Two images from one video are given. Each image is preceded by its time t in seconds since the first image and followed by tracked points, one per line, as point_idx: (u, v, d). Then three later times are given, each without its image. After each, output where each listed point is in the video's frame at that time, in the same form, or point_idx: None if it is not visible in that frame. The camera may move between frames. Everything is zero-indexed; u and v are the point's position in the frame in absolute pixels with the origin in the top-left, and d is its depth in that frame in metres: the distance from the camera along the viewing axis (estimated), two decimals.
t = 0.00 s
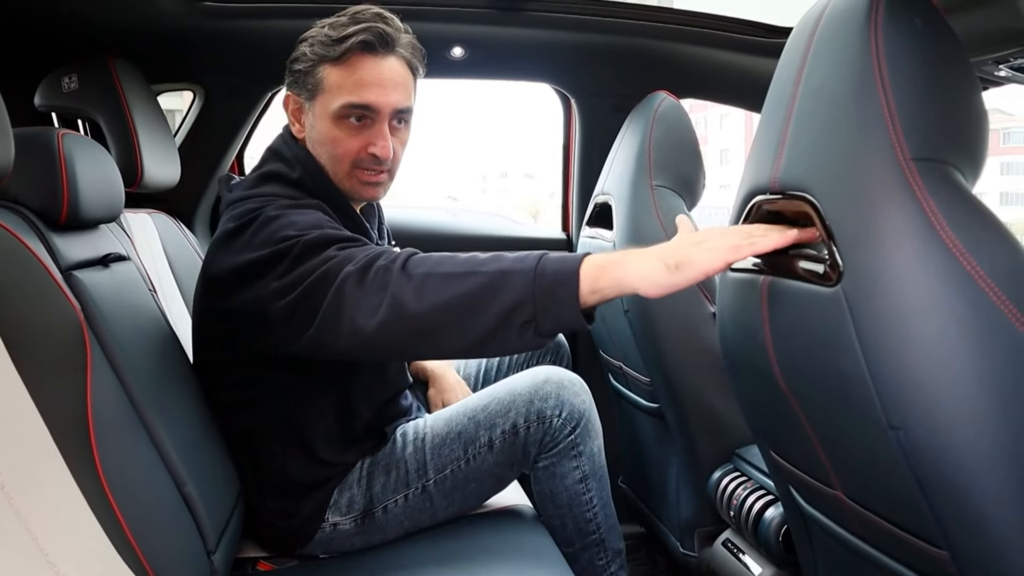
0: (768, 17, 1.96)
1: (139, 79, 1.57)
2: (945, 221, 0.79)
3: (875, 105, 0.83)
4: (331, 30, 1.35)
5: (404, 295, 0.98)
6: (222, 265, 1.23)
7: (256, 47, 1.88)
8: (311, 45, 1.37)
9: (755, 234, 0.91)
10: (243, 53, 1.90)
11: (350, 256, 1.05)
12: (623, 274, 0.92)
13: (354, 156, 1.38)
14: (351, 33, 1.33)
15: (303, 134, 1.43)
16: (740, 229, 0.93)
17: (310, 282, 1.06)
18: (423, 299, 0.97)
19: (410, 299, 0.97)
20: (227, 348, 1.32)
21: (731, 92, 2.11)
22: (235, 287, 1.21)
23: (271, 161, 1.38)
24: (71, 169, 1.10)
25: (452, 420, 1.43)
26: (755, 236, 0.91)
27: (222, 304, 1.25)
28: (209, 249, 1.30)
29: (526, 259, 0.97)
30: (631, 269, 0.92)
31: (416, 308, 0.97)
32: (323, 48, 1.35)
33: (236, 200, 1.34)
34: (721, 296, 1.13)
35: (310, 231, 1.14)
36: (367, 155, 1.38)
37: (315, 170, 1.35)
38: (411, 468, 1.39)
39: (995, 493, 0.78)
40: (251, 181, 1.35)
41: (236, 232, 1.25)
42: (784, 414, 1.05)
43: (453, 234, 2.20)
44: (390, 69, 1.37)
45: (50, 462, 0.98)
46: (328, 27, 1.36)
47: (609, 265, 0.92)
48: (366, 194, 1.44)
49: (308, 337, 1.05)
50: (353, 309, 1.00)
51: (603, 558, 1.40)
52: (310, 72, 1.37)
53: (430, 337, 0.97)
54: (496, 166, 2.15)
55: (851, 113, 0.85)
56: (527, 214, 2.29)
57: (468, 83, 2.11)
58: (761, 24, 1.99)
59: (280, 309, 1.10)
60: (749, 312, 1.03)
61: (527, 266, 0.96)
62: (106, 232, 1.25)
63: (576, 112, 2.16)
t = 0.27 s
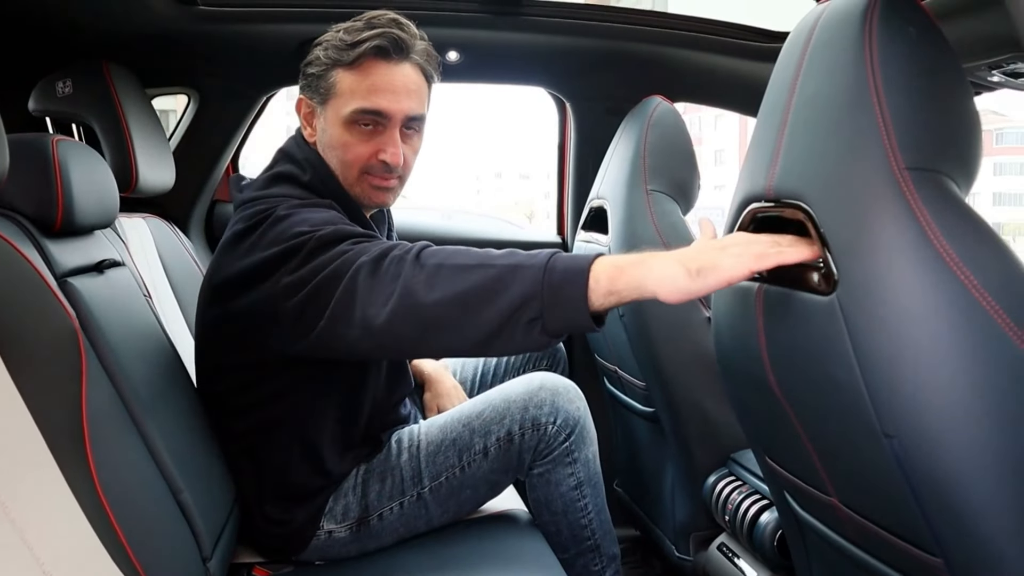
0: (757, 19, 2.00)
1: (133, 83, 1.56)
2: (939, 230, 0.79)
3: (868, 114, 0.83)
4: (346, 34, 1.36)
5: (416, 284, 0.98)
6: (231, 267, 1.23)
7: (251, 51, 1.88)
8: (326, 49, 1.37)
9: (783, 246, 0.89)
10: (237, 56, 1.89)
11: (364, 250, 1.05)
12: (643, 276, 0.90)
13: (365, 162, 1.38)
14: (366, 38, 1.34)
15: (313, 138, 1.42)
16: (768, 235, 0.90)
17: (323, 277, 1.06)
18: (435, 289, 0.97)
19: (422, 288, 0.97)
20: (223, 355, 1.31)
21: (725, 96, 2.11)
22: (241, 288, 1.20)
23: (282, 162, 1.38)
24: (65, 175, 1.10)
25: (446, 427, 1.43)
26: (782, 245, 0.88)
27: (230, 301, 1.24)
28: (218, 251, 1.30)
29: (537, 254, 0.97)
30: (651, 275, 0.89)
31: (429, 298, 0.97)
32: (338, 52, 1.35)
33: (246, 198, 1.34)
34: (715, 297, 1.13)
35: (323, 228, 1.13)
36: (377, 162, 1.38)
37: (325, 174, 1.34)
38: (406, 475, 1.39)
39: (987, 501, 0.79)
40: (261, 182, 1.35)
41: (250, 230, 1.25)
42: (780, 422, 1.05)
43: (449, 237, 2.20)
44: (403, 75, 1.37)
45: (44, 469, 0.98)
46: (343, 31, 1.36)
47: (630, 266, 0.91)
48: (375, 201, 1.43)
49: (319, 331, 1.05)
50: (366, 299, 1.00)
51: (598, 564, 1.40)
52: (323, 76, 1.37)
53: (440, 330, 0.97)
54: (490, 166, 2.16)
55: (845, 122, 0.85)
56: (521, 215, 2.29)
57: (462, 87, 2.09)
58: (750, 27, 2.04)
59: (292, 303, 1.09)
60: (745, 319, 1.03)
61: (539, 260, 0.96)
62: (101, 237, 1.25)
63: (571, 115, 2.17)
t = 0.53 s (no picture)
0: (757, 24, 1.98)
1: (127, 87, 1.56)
2: (930, 239, 0.79)
3: (860, 122, 0.83)
4: (353, 37, 1.36)
5: (412, 284, 0.98)
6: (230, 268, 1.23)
7: (245, 54, 1.88)
8: (332, 51, 1.37)
9: (778, 245, 0.91)
10: (231, 59, 1.89)
11: (362, 251, 1.05)
12: (643, 278, 0.90)
13: (365, 164, 1.38)
14: (371, 41, 1.34)
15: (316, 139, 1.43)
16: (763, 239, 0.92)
17: (321, 277, 1.06)
18: (432, 288, 0.97)
19: (418, 288, 0.97)
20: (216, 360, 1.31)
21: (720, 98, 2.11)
22: (238, 290, 1.21)
23: (285, 163, 1.37)
24: (58, 181, 1.10)
25: (440, 432, 1.43)
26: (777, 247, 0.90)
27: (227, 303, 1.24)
28: (216, 254, 1.30)
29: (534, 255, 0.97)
30: (651, 277, 0.90)
31: (425, 297, 0.97)
32: (343, 54, 1.36)
33: (245, 200, 1.34)
34: (708, 301, 1.13)
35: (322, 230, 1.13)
36: (377, 164, 1.38)
37: (325, 176, 1.34)
38: (399, 481, 1.39)
39: (978, 509, 0.79)
40: (263, 182, 1.35)
41: (249, 230, 1.25)
42: (773, 426, 1.05)
43: (444, 240, 2.20)
44: (407, 79, 1.37)
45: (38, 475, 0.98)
46: (349, 34, 1.36)
47: (629, 269, 0.91)
48: (374, 203, 1.42)
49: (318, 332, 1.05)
50: (363, 298, 1.00)
51: (592, 569, 1.40)
52: (328, 77, 1.38)
53: (435, 330, 0.96)
54: (486, 167, 2.16)
55: (837, 129, 0.85)
56: (519, 216, 2.30)
57: (457, 89, 2.10)
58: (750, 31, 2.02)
59: (289, 305, 1.09)
60: (738, 324, 1.04)
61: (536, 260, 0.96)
62: (94, 242, 1.25)
63: (566, 118, 2.17)
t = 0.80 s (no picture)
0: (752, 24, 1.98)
1: (120, 86, 1.56)
2: (921, 237, 0.79)
3: (852, 119, 0.83)
4: (347, 36, 1.35)
5: (399, 287, 0.97)
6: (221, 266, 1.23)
7: (238, 53, 1.87)
8: (326, 50, 1.37)
9: (763, 244, 0.90)
10: (225, 57, 1.89)
11: (350, 252, 1.05)
12: (627, 282, 0.90)
13: (359, 164, 1.37)
14: (365, 40, 1.33)
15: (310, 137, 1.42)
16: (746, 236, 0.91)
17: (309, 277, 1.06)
18: (418, 291, 0.97)
19: (405, 291, 0.97)
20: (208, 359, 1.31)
21: (715, 98, 2.11)
22: (230, 289, 1.20)
23: (278, 163, 1.38)
24: (50, 180, 1.09)
25: (433, 431, 1.43)
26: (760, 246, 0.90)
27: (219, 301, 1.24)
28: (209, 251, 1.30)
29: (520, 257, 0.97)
30: (635, 281, 0.90)
31: (411, 300, 0.97)
32: (337, 54, 1.35)
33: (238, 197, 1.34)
34: (700, 299, 1.13)
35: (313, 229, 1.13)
36: (371, 163, 1.37)
37: (318, 175, 1.35)
38: (392, 479, 1.39)
39: (968, 506, 0.79)
40: (255, 181, 1.35)
41: (241, 228, 1.25)
42: (765, 425, 1.05)
43: (438, 240, 2.20)
44: (402, 78, 1.36)
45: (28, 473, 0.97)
46: (344, 33, 1.36)
47: (614, 273, 0.91)
48: (368, 203, 1.42)
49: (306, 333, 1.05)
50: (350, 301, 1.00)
51: (586, 567, 1.40)
52: (323, 77, 1.37)
53: (423, 332, 0.96)
54: (484, 166, 2.17)
55: (828, 127, 0.85)
56: (515, 216, 2.30)
57: (451, 88, 2.10)
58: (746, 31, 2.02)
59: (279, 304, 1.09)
60: (730, 323, 1.04)
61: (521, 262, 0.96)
62: (86, 241, 1.24)
63: (561, 117, 2.17)
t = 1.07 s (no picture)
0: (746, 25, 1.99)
1: (116, 86, 1.56)
2: (918, 240, 0.79)
3: (849, 121, 0.83)
4: (340, 36, 1.35)
5: (383, 303, 0.97)
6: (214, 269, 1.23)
7: (234, 53, 1.87)
8: (319, 50, 1.37)
9: (740, 249, 0.90)
10: (220, 58, 1.88)
11: (335, 262, 1.05)
12: (610, 297, 0.90)
13: (354, 163, 1.37)
14: (359, 40, 1.33)
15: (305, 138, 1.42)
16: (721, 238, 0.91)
17: (295, 288, 1.05)
18: (401, 307, 0.97)
19: (389, 306, 0.97)
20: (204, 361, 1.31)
21: (711, 99, 2.12)
22: (222, 294, 1.20)
23: (272, 163, 1.38)
24: (45, 181, 1.09)
25: (430, 433, 1.43)
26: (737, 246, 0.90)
27: (212, 305, 1.24)
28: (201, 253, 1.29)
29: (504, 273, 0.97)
30: (617, 294, 0.90)
31: (395, 315, 0.96)
32: (331, 54, 1.35)
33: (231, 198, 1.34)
34: (697, 301, 1.13)
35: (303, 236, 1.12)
36: (366, 163, 1.37)
37: (313, 176, 1.35)
38: (389, 481, 1.39)
39: (964, 508, 0.79)
40: (249, 182, 1.35)
41: (234, 230, 1.24)
42: (762, 427, 1.05)
43: (434, 241, 2.20)
44: (396, 77, 1.36)
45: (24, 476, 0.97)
46: (337, 33, 1.36)
47: (597, 287, 0.91)
48: (364, 202, 1.42)
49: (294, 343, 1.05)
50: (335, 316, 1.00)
51: (583, 569, 1.40)
52: (316, 77, 1.37)
53: (405, 347, 0.96)
54: (480, 167, 2.17)
55: (825, 130, 0.85)
56: (512, 216, 2.30)
57: (448, 89, 2.09)
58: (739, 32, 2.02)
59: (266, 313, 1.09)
60: (727, 325, 1.04)
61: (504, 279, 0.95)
62: (81, 242, 1.24)
63: (558, 118, 2.17)
